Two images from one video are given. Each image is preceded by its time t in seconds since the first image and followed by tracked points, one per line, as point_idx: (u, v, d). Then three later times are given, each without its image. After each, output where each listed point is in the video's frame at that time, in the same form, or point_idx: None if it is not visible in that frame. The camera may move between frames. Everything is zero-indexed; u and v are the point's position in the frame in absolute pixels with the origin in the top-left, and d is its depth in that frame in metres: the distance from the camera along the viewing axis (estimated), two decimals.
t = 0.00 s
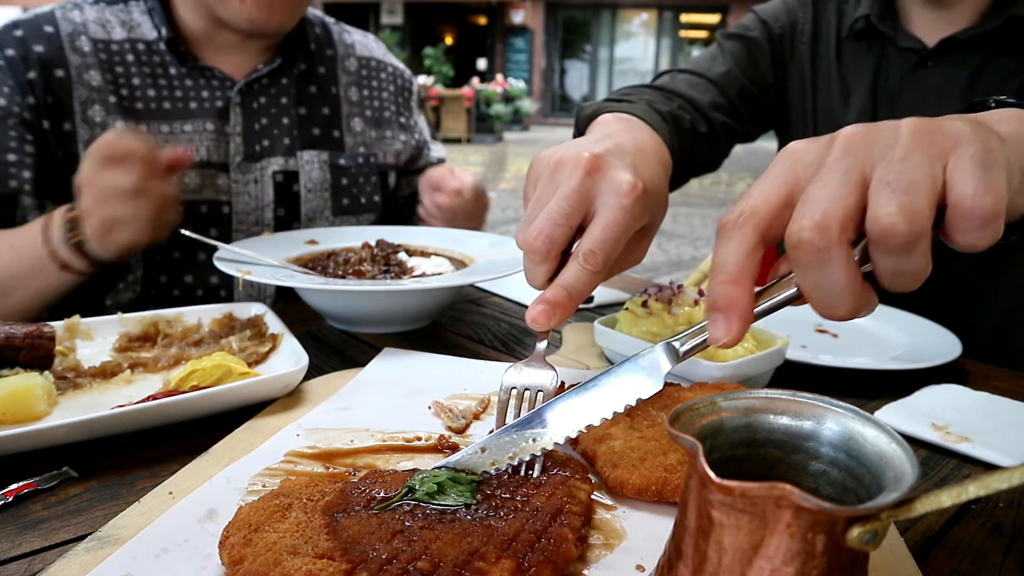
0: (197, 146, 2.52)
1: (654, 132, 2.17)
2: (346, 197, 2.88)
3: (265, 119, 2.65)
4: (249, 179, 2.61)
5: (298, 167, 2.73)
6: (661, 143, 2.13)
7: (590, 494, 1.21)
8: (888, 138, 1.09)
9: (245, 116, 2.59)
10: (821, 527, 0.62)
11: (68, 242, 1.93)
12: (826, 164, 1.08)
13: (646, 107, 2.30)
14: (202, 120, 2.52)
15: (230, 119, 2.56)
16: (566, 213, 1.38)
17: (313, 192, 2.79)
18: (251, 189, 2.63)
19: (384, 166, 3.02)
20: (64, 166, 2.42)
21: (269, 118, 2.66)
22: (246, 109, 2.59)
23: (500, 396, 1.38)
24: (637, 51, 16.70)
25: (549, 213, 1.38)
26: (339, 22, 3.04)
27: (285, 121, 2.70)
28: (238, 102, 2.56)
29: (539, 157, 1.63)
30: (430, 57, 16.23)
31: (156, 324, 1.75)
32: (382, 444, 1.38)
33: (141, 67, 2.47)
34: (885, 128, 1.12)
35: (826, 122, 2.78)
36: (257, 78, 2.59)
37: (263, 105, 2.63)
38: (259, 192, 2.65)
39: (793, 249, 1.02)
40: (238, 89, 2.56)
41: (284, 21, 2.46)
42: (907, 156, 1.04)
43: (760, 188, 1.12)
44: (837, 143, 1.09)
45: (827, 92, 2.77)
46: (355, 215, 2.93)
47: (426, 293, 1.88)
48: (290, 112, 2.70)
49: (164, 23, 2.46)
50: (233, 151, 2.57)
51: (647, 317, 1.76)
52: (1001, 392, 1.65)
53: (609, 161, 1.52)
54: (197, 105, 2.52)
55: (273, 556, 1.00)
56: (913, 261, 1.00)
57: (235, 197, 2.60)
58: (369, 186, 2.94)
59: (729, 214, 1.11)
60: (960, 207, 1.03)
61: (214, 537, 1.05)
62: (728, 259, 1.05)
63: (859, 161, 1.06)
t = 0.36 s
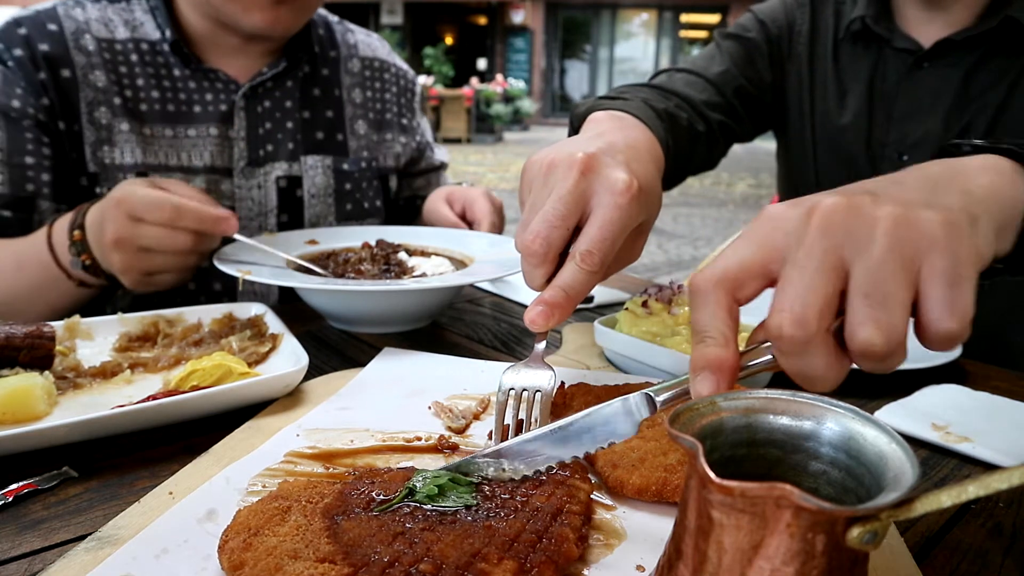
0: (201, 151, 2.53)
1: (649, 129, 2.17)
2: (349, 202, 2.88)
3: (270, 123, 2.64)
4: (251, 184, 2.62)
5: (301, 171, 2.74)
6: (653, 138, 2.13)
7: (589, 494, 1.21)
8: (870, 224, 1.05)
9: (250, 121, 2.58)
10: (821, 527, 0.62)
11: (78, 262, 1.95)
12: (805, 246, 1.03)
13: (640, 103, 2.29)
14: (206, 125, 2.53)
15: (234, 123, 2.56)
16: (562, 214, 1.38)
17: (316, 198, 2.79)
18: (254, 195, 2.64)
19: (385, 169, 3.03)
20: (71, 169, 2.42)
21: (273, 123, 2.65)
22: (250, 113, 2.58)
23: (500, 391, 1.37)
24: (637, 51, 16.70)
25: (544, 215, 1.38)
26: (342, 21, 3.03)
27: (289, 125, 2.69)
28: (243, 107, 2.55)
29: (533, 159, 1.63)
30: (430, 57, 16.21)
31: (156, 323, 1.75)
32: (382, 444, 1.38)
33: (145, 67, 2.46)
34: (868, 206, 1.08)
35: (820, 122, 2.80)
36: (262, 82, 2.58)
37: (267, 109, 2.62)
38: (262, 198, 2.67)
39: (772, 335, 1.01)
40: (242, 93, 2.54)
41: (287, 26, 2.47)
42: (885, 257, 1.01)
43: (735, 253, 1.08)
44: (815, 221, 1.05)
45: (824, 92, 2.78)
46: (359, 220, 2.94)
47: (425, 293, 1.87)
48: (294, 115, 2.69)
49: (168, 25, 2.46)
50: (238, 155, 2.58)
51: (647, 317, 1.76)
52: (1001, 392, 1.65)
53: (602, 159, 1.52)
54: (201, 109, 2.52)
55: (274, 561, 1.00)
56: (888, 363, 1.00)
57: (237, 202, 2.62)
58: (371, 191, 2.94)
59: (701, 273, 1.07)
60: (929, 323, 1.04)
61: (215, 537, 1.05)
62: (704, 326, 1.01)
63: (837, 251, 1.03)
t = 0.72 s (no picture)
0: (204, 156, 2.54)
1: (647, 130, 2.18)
2: (355, 210, 2.85)
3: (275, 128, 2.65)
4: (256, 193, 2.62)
5: (307, 178, 2.74)
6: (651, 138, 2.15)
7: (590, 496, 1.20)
8: (891, 251, 1.04)
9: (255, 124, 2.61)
10: (821, 527, 0.62)
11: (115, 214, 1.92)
12: (824, 268, 1.02)
13: (637, 104, 2.30)
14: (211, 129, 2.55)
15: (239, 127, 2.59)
16: (562, 216, 1.38)
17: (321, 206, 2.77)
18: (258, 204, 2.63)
19: (388, 175, 3.01)
20: (79, 168, 2.42)
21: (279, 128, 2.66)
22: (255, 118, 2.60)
23: (500, 394, 1.36)
24: (637, 51, 16.71)
25: (545, 217, 1.38)
26: (350, 22, 3.03)
27: (296, 131, 2.69)
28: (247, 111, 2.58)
29: (533, 160, 1.63)
30: (430, 57, 16.21)
31: (156, 323, 1.75)
32: (382, 444, 1.38)
33: (152, 68, 2.47)
34: (891, 234, 1.07)
35: (818, 121, 2.79)
36: (269, 87, 2.60)
37: (274, 113, 2.64)
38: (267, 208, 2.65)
39: (791, 366, 0.99)
40: (248, 97, 2.58)
41: (295, 33, 2.49)
42: (908, 284, 0.99)
43: (751, 275, 1.07)
44: (836, 245, 1.04)
45: (821, 92, 2.78)
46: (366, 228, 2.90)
47: (425, 293, 1.87)
48: (299, 121, 2.69)
49: (174, 27, 2.48)
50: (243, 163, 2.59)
51: (647, 317, 1.76)
52: (1001, 392, 1.65)
53: (603, 161, 1.52)
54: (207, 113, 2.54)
55: (275, 565, 1.00)
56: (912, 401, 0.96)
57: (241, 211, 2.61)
58: (377, 199, 2.92)
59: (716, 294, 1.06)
60: (950, 356, 1.00)
61: (214, 538, 1.05)
62: (722, 349, 1.01)
63: (856, 279, 1.01)
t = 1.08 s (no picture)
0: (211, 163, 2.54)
1: (649, 129, 2.17)
2: (360, 220, 2.87)
3: (282, 136, 2.66)
4: (260, 198, 2.61)
5: (313, 187, 2.74)
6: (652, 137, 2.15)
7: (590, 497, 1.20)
8: (902, 258, 1.07)
9: (262, 134, 2.61)
10: (821, 527, 0.62)
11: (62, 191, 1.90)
12: (836, 270, 1.06)
13: (638, 103, 2.30)
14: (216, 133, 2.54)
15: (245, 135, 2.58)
16: (563, 216, 1.39)
17: (327, 215, 2.80)
18: (262, 209, 2.63)
19: (395, 184, 3.01)
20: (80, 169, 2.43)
21: (286, 135, 2.67)
22: (261, 124, 2.61)
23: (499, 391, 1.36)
24: (637, 52, 16.72)
25: (547, 217, 1.39)
26: (361, 26, 3.02)
27: (303, 139, 2.69)
28: (255, 118, 2.58)
29: (533, 160, 1.63)
30: (430, 57, 16.21)
31: (157, 323, 1.75)
32: (381, 444, 1.38)
33: (158, 71, 2.47)
34: (897, 238, 1.10)
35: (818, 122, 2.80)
36: (277, 93, 2.60)
37: (280, 120, 2.64)
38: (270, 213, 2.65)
39: (810, 363, 1.02)
40: (254, 103, 2.56)
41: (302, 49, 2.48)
42: (919, 283, 1.04)
43: (763, 277, 1.10)
44: (848, 248, 1.07)
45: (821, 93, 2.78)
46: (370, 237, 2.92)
47: (425, 293, 1.88)
48: (307, 129, 2.69)
49: (184, 31, 2.46)
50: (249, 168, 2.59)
51: (647, 317, 1.77)
52: (1001, 392, 1.65)
53: (603, 160, 1.52)
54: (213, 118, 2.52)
55: (276, 569, 1.00)
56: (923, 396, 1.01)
57: (245, 216, 2.61)
58: (383, 208, 2.94)
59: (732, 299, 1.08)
60: (960, 355, 1.05)
61: (215, 537, 1.05)
62: (744, 351, 1.04)
63: (870, 279, 1.05)
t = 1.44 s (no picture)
0: (209, 164, 2.55)
1: (646, 129, 2.19)
2: (360, 220, 2.86)
3: (280, 136, 2.65)
4: (260, 198, 2.64)
5: (312, 187, 2.74)
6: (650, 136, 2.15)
7: (586, 499, 1.20)
8: (934, 238, 0.99)
9: (260, 133, 2.59)
10: (821, 527, 0.62)
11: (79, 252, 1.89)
12: (869, 255, 0.98)
13: (637, 103, 2.31)
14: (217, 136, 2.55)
15: (243, 136, 2.58)
16: (563, 217, 1.39)
17: (326, 215, 2.79)
18: (262, 210, 2.66)
19: (394, 184, 3.01)
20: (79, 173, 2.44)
21: (284, 136, 2.66)
22: (260, 125, 2.59)
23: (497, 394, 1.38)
24: (637, 52, 16.73)
25: (548, 217, 1.39)
26: (360, 25, 3.03)
27: (301, 139, 2.69)
28: (253, 118, 2.57)
29: (533, 160, 1.62)
30: (430, 57, 16.21)
31: (157, 323, 1.75)
32: (381, 444, 1.38)
33: (156, 72, 2.47)
34: (929, 223, 1.02)
35: (814, 122, 2.80)
36: (276, 93, 2.59)
37: (279, 121, 2.63)
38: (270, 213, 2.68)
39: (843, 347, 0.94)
40: (254, 104, 2.56)
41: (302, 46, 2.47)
42: (952, 269, 0.96)
43: (793, 265, 1.01)
44: (882, 232, 0.99)
45: (819, 92, 2.77)
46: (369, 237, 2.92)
47: (426, 293, 1.88)
48: (305, 129, 2.69)
49: (182, 32, 2.46)
50: (247, 168, 2.59)
51: (646, 317, 1.77)
52: (1001, 392, 1.66)
53: (604, 161, 1.52)
54: (211, 120, 2.54)
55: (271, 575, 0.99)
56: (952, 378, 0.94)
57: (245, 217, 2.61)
58: (382, 208, 2.93)
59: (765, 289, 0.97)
60: (989, 334, 0.97)
61: (215, 538, 1.05)
62: (780, 345, 0.96)
63: (903, 262, 0.97)
